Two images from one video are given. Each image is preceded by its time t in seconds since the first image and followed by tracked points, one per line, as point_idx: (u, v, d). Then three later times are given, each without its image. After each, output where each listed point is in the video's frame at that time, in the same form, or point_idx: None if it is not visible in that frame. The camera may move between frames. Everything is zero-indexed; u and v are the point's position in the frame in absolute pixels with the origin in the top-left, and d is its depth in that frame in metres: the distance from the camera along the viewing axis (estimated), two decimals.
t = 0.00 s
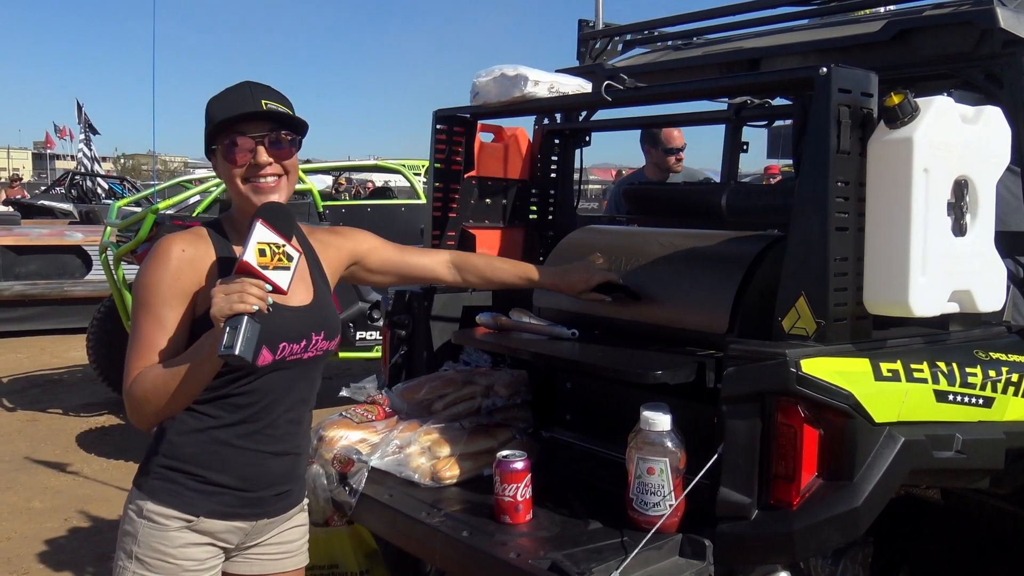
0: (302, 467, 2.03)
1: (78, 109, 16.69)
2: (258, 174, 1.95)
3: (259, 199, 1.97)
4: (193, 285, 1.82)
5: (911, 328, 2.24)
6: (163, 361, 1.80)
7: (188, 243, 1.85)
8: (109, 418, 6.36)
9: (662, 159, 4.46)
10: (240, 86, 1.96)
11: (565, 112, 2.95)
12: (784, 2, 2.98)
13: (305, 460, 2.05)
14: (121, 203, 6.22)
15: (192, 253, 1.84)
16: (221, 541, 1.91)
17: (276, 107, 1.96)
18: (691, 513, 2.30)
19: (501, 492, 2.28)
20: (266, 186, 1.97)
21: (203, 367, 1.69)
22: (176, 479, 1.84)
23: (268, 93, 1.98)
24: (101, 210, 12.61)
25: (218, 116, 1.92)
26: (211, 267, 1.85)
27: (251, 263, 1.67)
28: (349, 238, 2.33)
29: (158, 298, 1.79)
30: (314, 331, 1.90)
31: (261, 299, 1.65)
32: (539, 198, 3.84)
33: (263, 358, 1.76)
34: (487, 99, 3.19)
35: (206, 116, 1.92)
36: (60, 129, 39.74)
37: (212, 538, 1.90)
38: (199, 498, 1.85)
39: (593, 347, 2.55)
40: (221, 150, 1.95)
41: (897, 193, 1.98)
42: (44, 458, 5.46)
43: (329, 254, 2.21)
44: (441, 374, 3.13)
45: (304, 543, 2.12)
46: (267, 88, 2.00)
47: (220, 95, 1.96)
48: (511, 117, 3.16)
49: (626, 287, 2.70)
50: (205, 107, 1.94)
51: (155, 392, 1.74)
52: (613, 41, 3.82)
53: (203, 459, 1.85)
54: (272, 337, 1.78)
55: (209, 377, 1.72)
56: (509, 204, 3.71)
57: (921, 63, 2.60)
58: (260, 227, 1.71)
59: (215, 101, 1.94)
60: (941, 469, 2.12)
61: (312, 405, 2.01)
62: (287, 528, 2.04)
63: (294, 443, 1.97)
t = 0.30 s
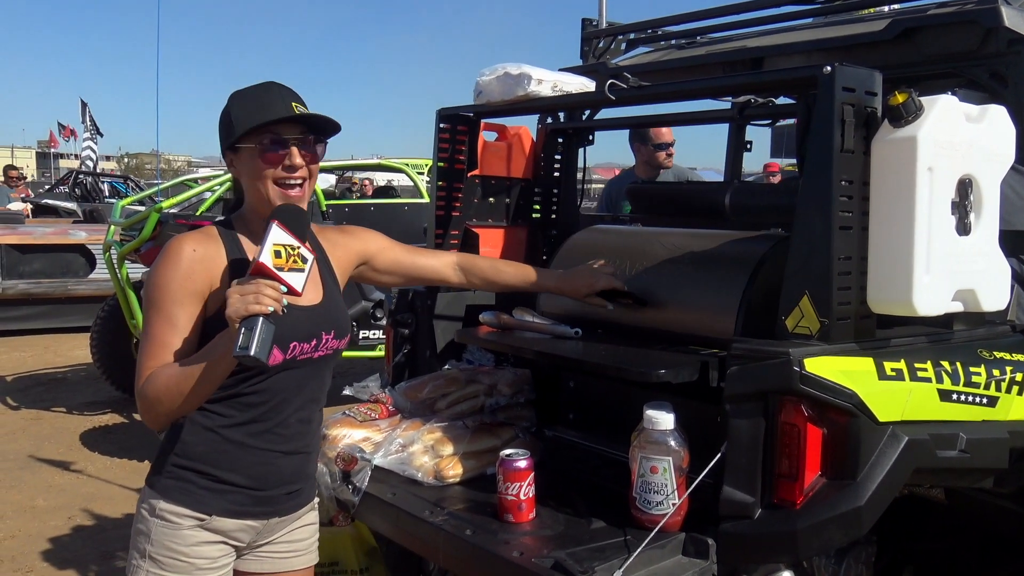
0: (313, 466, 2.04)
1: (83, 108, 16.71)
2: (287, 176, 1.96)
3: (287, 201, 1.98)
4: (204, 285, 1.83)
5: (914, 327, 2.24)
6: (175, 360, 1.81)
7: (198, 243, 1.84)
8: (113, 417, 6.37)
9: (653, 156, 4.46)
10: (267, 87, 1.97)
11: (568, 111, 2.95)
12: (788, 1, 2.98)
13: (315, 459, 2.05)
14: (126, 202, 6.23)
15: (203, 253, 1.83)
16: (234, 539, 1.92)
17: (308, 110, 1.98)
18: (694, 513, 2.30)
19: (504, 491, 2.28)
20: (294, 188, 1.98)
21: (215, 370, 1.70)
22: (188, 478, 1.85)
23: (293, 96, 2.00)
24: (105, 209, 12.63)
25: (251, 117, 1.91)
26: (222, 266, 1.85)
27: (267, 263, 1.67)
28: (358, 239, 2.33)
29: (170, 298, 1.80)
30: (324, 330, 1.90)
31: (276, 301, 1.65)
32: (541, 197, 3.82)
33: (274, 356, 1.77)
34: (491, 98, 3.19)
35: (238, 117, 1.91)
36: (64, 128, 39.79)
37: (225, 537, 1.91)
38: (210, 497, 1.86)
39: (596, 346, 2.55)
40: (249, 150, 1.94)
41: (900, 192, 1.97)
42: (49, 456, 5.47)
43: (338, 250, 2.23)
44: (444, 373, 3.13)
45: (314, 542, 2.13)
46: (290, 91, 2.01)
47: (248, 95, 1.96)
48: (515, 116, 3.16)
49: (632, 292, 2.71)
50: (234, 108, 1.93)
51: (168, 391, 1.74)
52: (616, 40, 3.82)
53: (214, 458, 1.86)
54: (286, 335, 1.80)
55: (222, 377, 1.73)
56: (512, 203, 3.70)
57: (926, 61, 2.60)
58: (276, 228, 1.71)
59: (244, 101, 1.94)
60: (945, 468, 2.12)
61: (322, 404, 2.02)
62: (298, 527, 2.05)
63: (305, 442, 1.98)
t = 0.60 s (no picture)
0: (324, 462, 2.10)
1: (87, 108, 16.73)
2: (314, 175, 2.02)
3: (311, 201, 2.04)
4: (214, 295, 1.83)
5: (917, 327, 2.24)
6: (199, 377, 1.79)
7: (197, 255, 1.84)
8: (116, 416, 6.38)
9: (619, 157, 4.49)
10: (275, 90, 2.02)
11: (571, 110, 2.95)
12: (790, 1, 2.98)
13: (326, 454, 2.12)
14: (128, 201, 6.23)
15: (205, 263, 1.84)
16: (263, 543, 1.97)
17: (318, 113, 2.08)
18: (697, 511, 2.30)
19: (506, 489, 2.28)
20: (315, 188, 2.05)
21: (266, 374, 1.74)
22: (214, 487, 1.89)
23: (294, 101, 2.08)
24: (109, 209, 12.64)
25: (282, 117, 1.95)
26: (223, 274, 1.87)
27: (311, 272, 1.71)
28: (334, 230, 2.45)
29: (186, 314, 1.78)
30: (331, 324, 1.96)
31: (321, 308, 1.71)
32: (544, 196, 3.82)
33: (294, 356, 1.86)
34: (494, 97, 3.19)
35: (271, 117, 1.94)
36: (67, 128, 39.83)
37: (254, 541, 1.95)
38: (238, 503, 1.90)
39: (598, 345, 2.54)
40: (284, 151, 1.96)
41: (903, 192, 1.97)
42: (51, 456, 5.47)
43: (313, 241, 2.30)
44: (446, 373, 3.14)
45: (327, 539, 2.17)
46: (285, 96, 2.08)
47: (267, 97, 1.98)
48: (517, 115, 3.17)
49: (635, 293, 2.67)
50: (262, 107, 1.94)
51: (210, 408, 1.73)
52: (619, 40, 3.82)
53: (240, 464, 1.90)
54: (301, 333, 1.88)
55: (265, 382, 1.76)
56: (515, 203, 3.72)
57: (929, 61, 2.59)
58: (310, 237, 1.74)
59: (267, 101, 1.96)
60: (947, 468, 2.12)
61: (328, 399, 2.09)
62: (317, 524, 2.11)
63: (319, 438, 2.05)
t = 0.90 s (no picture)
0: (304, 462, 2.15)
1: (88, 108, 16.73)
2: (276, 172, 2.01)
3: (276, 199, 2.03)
4: (195, 304, 1.82)
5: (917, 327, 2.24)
6: (187, 388, 1.76)
7: (173, 265, 1.83)
8: (116, 416, 6.38)
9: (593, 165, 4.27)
10: (230, 87, 2.00)
11: (571, 110, 2.96)
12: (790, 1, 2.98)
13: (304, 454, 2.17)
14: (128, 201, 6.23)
15: (183, 273, 1.83)
16: (255, 550, 2.01)
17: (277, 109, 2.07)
18: (696, 512, 2.30)
19: (506, 489, 2.28)
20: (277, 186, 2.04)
21: (262, 375, 1.74)
22: (207, 502, 1.90)
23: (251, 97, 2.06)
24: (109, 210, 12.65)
25: (241, 114, 1.94)
26: (201, 282, 1.86)
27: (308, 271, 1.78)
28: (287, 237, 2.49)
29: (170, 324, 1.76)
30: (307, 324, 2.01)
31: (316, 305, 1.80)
32: (545, 196, 3.83)
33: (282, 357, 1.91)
34: (494, 97, 3.20)
35: (231, 114, 1.92)
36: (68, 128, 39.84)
37: (246, 550, 1.99)
38: (231, 515, 1.93)
39: (599, 346, 2.54)
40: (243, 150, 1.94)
41: (903, 192, 1.97)
42: (52, 456, 5.47)
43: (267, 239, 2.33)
44: (447, 373, 3.14)
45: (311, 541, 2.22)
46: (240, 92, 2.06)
47: (224, 95, 1.96)
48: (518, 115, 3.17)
49: (636, 293, 2.67)
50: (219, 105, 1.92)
51: (205, 417, 1.71)
52: (619, 40, 3.82)
53: (233, 476, 1.92)
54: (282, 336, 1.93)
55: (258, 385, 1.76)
56: (515, 203, 3.73)
57: (929, 61, 2.59)
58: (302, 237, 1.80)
59: (224, 99, 1.95)
60: (947, 468, 2.12)
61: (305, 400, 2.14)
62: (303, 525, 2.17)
63: (299, 439, 2.10)
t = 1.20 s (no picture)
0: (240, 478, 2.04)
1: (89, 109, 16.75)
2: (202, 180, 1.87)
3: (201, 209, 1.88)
4: (109, 304, 1.70)
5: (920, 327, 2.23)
6: (100, 393, 1.64)
7: (87, 263, 1.71)
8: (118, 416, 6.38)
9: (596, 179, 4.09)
10: (164, 89, 1.87)
11: (572, 110, 2.95)
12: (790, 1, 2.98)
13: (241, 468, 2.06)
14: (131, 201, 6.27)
15: (96, 271, 1.71)
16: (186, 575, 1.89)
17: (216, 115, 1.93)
18: (699, 511, 2.29)
19: (509, 490, 2.28)
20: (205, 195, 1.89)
21: (182, 376, 1.62)
22: (124, 527, 1.79)
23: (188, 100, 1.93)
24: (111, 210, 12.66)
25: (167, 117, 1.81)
26: (116, 282, 1.75)
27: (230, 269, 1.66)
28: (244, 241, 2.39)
29: (82, 324, 1.64)
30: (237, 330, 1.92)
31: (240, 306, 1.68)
32: (546, 196, 3.84)
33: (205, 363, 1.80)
34: (495, 97, 3.20)
35: (155, 116, 1.79)
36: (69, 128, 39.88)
37: None
38: (152, 540, 1.82)
39: (602, 346, 2.52)
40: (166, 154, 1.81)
41: (906, 192, 1.97)
42: (54, 455, 5.48)
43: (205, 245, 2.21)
44: (449, 373, 3.13)
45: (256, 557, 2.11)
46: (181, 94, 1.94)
47: (152, 95, 1.83)
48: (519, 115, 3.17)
49: (638, 293, 2.67)
50: (143, 106, 1.80)
51: (118, 423, 1.59)
52: (621, 40, 3.82)
53: (154, 497, 1.81)
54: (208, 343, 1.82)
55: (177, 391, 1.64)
56: (517, 202, 3.73)
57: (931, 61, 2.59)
58: (221, 232, 1.69)
59: (149, 100, 1.82)
60: (950, 468, 2.11)
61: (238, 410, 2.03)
62: (243, 541, 2.04)
63: (229, 455, 1.98)
